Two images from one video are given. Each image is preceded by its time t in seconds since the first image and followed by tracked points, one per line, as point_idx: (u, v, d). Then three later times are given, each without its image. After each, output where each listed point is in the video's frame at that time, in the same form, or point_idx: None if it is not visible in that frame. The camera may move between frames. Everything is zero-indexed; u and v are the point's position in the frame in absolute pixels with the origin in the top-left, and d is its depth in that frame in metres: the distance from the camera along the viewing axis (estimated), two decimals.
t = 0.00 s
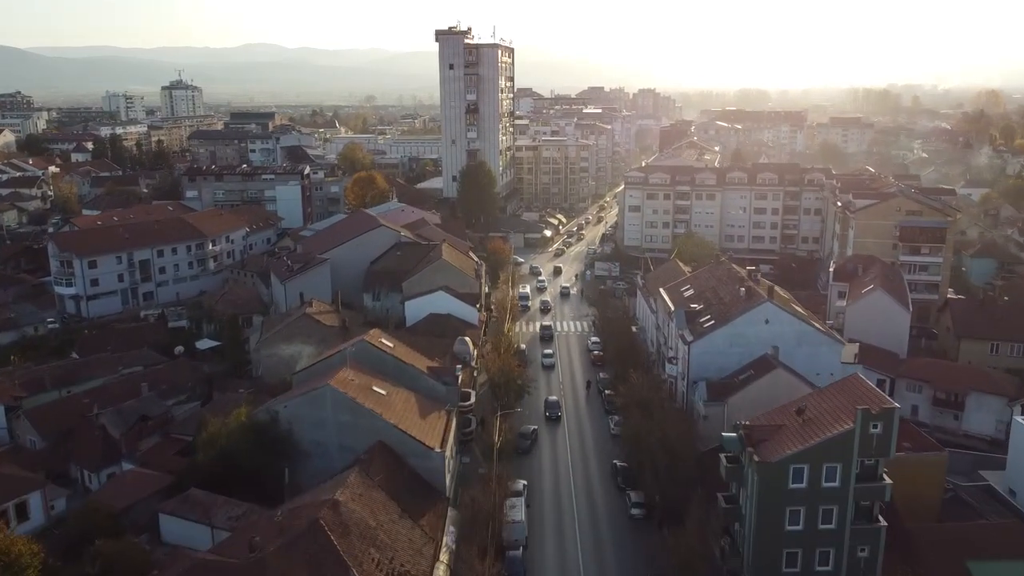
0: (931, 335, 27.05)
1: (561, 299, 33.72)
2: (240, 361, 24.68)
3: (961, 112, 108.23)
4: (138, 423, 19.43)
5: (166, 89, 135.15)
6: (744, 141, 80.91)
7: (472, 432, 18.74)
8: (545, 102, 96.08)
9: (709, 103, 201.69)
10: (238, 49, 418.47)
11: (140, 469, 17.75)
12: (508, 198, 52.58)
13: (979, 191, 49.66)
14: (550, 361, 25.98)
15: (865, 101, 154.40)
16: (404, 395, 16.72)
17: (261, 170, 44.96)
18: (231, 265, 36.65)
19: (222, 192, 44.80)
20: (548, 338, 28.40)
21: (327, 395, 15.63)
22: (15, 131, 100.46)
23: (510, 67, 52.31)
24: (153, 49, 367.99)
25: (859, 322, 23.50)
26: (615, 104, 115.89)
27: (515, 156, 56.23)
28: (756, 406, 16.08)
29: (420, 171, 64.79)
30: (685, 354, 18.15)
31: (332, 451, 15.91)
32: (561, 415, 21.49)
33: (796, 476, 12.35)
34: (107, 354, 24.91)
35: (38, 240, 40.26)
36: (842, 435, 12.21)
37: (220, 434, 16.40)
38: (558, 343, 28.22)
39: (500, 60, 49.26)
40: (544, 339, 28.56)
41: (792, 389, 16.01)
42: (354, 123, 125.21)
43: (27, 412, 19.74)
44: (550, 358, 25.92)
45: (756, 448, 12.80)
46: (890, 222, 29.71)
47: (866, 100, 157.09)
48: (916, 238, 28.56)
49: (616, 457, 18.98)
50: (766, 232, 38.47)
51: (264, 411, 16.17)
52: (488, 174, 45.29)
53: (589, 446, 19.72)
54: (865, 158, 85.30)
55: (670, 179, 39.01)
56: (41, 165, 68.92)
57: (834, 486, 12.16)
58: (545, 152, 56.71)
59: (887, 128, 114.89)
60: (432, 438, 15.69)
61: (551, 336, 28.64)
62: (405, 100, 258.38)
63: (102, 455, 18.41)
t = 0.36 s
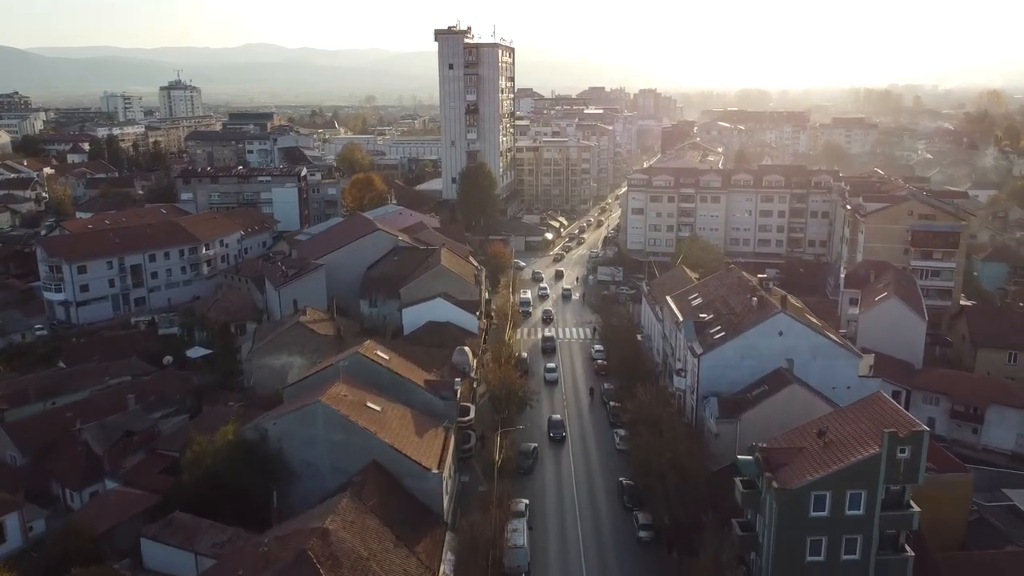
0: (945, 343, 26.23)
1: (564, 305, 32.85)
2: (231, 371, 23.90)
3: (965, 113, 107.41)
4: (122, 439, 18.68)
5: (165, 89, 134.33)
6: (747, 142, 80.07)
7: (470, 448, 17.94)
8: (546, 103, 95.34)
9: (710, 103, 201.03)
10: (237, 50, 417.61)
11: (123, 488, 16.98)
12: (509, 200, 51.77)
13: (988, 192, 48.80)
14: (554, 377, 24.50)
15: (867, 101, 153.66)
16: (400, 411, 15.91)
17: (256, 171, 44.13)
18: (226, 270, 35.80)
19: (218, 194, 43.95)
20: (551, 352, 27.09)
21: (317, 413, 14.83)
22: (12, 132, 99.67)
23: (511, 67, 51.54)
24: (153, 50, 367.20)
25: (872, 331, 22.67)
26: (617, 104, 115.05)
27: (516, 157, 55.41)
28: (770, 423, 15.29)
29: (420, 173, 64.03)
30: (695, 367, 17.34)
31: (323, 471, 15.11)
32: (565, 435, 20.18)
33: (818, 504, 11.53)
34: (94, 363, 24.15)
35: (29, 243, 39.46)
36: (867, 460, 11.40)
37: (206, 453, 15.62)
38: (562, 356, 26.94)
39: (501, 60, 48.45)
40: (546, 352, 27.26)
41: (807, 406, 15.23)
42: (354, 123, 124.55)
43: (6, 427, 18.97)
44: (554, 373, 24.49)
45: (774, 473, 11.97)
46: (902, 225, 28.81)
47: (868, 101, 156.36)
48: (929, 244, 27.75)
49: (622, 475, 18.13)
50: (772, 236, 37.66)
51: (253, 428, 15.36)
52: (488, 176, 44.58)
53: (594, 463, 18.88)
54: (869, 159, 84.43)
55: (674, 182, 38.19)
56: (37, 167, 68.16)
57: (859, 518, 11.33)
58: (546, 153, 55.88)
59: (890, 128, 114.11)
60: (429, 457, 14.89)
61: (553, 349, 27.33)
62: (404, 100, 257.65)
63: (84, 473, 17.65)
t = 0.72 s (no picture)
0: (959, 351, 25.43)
1: (566, 310, 32.06)
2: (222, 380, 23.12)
3: (968, 113, 106.67)
4: (105, 455, 17.87)
5: (163, 89, 133.47)
6: (750, 142, 79.26)
7: (470, 465, 17.30)
8: (546, 103, 94.51)
9: (711, 103, 200.34)
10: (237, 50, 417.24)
11: (105, 507, 16.21)
12: (509, 202, 50.98)
13: (996, 194, 47.96)
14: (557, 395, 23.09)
15: (869, 102, 152.95)
16: (396, 429, 15.11)
17: (252, 173, 43.33)
18: (219, 274, 35.02)
19: (213, 196, 43.20)
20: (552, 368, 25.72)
21: (308, 431, 14.02)
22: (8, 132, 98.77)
23: (511, 67, 50.76)
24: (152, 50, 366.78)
25: (886, 340, 21.88)
26: (618, 105, 114.24)
27: (516, 158, 54.61)
28: (785, 442, 14.56)
29: (419, 174, 63.28)
30: (704, 382, 16.54)
31: (314, 492, 14.31)
32: (570, 459, 18.96)
33: (842, 536, 10.71)
34: (80, 373, 23.36)
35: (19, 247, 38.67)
36: (898, 488, 10.55)
37: (191, 473, 14.85)
38: (565, 369, 25.68)
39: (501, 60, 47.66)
40: (548, 365, 25.94)
41: (823, 423, 14.51)
42: (353, 123, 123.64)
43: None
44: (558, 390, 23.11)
45: (795, 503, 11.14)
46: (914, 229, 27.98)
47: (869, 101, 155.65)
48: (942, 248, 27.00)
49: (628, 493, 17.38)
50: (778, 239, 36.88)
51: (240, 446, 14.57)
52: (489, 178, 43.86)
53: (598, 479, 18.13)
54: (872, 160, 83.62)
55: (678, 184, 37.37)
56: (31, 167, 67.29)
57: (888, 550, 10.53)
58: (547, 154, 55.05)
59: (892, 129, 113.41)
60: (426, 479, 14.06)
61: (555, 362, 26.05)
62: (404, 100, 256.88)
63: (65, 492, 16.88)
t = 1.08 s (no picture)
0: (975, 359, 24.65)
1: (569, 316, 31.21)
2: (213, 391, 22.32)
3: (972, 113, 105.85)
4: (87, 473, 17.08)
5: (161, 89, 132.72)
6: (753, 143, 78.44)
7: (469, 485, 16.47)
8: (547, 103, 93.71)
9: (712, 104, 199.56)
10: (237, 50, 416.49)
11: (84, 530, 15.43)
12: (510, 204, 50.17)
13: (1006, 196, 47.11)
14: (559, 415, 21.73)
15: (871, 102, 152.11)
16: (390, 448, 14.30)
17: (248, 175, 42.55)
18: (213, 279, 34.20)
19: (208, 199, 42.41)
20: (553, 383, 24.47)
21: (297, 453, 13.21)
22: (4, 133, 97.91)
23: (512, 67, 49.99)
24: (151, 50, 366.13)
25: (902, 350, 21.07)
26: (620, 105, 113.45)
27: (517, 160, 53.80)
28: (803, 463, 13.75)
29: (418, 175, 62.49)
30: (716, 397, 15.72)
31: (304, 517, 13.50)
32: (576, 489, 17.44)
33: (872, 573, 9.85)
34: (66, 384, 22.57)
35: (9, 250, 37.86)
36: (932, 522, 9.70)
37: (173, 496, 14.06)
38: (567, 382, 24.58)
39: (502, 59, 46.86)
40: (551, 381, 24.72)
41: (843, 443, 13.72)
42: (353, 124, 122.82)
43: None
44: (560, 410, 21.77)
45: (818, 535, 10.33)
46: (927, 234, 27.17)
47: (871, 102, 154.84)
48: (956, 253, 26.19)
49: (636, 513, 16.54)
50: (785, 243, 36.10)
51: (226, 467, 13.77)
52: (489, 180, 43.08)
53: (604, 498, 17.29)
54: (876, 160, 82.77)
55: (682, 186, 36.55)
56: (26, 169, 66.48)
57: None
58: (548, 155, 54.24)
59: (896, 129, 112.66)
60: (423, 503, 13.26)
61: (559, 377, 24.78)
62: (404, 100, 256.05)
63: (43, 513, 16.09)
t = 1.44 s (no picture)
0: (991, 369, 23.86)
1: (571, 323, 30.39)
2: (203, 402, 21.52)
3: (976, 112, 105.13)
4: (66, 494, 16.26)
5: (159, 90, 132.06)
6: (755, 144, 77.65)
7: (468, 506, 15.66)
8: (547, 104, 92.93)
9: (713, 104, 198.85)
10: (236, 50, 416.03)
11: (62, 555, 14.63)
12: (511, 207, 49.38)
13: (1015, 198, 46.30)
14: (563, 435, 20.30)
15: (873, 102, 151.46)
16: (385, 470, 13.47)
17: (243, 177, 41.78)
18: (206, 284, 33.39)
19: (203, 201, 41.61)
20: (556, 401, 23.07)
21: (285, 477, 12.38)
22: None
23: (513, 67, 49.19)
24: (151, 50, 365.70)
25: (918, 361, 20.24)
26: (621, 106, 112.68)
27: (518, 161, 53.00)
28: (822, 487, 12.96)
29: (417, 176, 61.71)
30: (728, 414, 14.90)
31: (293, 545, 12.68)
32: (582, 523, 16.00)
33: None
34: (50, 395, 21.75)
35: None
36: (974, 561, 8.85)
37: (154, 522, 13.23)
38: (570, 394, 23.62)
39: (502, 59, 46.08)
40: (554, 397, 23.43)
41: (864, 464, 12.93)
42: (352, 125, 122.00)
43: None
44: (563, 430, 20.36)
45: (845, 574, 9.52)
46: (941, 239, 26.39)
47: (873, 102, 154.16)
48: (971, 259, 25.39)
49: (643, 536, 15.74)
50: (792, 246, 35.34)
51: (210, 490, 12.95)
52: (490, 182, 42.33)
53: (609, 518, 16.50)
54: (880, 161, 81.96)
55: (687, 189, 35.70)
56: (20, 170, 65.64)
57: None
58: (549, 156, 53.45)
59: (899, 129, 111.91)
60: (420, 530, 12.45)
61: (562, 394, 23.47)
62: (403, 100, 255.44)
63: (19, 536, 15.27)
